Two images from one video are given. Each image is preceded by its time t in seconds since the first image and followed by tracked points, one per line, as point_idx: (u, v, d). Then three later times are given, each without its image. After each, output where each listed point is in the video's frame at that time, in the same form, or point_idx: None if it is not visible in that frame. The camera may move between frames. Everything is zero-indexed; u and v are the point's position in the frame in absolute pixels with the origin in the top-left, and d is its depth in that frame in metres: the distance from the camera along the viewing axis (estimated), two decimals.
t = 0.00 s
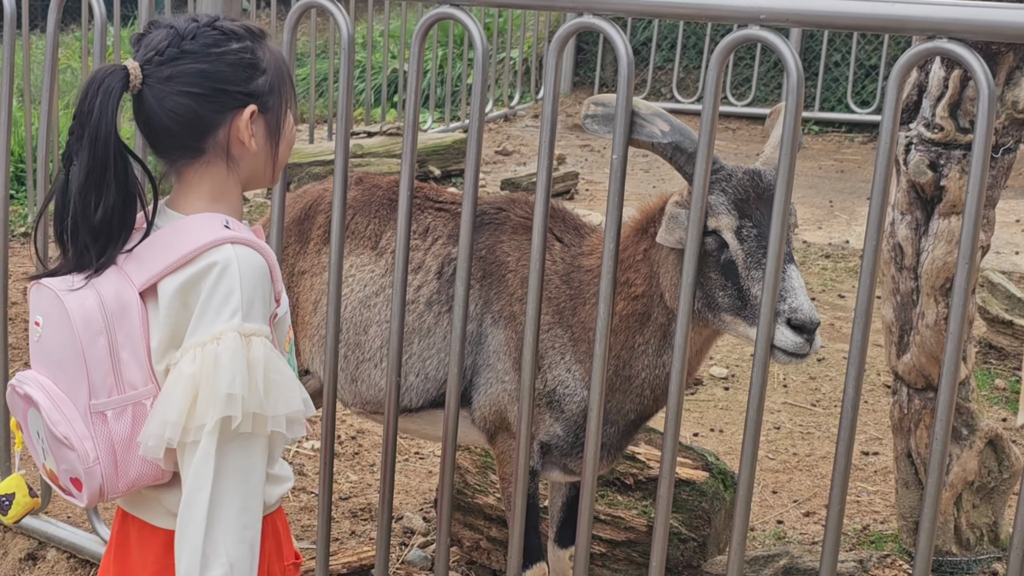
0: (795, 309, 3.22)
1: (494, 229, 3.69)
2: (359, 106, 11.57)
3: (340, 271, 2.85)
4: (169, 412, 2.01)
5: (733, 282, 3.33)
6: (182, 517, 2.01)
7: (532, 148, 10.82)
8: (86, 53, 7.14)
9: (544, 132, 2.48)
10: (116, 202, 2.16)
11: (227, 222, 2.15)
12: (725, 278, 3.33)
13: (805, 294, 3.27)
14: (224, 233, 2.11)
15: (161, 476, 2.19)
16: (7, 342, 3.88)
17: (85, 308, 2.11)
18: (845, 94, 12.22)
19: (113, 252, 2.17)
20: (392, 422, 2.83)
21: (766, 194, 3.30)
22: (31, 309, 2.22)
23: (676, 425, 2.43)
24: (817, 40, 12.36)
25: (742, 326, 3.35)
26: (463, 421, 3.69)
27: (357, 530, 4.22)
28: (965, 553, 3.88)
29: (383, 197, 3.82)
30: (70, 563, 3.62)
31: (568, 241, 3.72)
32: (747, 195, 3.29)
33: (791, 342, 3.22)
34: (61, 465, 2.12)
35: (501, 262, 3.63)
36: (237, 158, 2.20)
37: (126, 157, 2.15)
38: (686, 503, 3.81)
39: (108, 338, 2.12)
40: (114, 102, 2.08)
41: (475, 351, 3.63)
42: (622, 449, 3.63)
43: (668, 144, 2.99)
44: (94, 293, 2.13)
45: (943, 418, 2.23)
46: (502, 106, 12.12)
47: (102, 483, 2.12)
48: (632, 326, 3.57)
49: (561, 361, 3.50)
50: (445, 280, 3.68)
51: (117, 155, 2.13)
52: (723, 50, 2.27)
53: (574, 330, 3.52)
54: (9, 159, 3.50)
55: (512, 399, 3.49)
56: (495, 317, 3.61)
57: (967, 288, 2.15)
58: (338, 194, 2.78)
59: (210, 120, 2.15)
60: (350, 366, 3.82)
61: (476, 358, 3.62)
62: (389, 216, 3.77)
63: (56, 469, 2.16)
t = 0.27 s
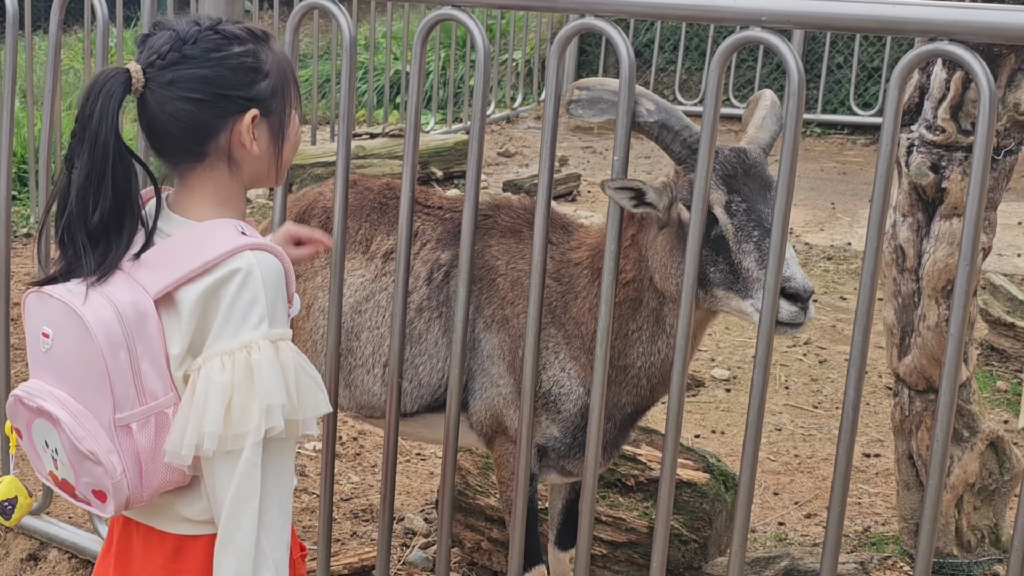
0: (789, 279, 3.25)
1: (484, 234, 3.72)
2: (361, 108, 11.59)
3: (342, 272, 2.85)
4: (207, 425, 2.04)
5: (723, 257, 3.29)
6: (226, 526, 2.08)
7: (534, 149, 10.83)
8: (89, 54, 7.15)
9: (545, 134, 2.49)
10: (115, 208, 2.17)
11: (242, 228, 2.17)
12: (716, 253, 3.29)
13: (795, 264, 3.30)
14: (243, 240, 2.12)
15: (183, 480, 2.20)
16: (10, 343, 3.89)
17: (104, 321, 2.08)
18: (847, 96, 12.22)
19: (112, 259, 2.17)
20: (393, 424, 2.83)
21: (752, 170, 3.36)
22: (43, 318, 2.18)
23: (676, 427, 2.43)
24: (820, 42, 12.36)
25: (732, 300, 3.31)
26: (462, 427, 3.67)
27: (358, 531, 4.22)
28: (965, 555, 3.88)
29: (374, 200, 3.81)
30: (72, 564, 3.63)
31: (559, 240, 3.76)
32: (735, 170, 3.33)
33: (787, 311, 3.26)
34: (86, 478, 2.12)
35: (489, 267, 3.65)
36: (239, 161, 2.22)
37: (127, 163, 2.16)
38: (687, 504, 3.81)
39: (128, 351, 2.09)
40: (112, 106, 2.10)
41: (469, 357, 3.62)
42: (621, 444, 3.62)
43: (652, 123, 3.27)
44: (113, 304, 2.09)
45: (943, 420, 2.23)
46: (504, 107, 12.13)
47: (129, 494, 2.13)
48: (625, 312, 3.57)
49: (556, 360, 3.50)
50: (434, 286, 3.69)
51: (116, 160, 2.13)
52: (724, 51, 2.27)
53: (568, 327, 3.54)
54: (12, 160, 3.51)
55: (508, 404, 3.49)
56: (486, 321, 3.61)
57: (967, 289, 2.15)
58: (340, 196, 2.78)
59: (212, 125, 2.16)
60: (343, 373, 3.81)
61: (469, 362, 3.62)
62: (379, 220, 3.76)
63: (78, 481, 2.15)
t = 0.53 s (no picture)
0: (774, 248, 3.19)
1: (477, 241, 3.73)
2: (364, 110, 11.59)
3: (343, 275, 2.86)
4: (212, 453, 2.08)
5: (711, 235, 3.27)
6: (251, 550, 2.12)
7: (536, 151, 10.83)
8: (91, 56, 7.16)
9: (547, 136, 2.49)
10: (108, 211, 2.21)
11: (240, 247, 2.18)
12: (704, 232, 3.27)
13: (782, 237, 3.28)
14: (240, 261, 2.13)
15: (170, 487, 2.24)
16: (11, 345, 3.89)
17: (92, 334, 2.10)
18: (849, 99, 12.22)
19: (105, 262, 2.20)
20: (394, 427, 2.83)
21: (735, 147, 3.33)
22: (37, 320, 2.20)
23: (678, 429, 2.43)
24: (822, 44, 12.37)
25: (722, 276, 3.29)
26: (467, 432, 3.68)
27: (360, 533, 4.23)
28: (967, 558, 3.88)
29: (369, 206, 3.83)
30: (73, 565, 3.64)
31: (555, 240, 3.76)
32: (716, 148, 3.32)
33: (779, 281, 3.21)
34: (73, 482, 2.16)
35: (485, 269, 3.65)
36: (234, 172, 2.22)
37: (123, 167, 2.20)
38: (688, 507, 3.81)
39: (116, 363, 2.12)
40: (109, 108, 2.14)
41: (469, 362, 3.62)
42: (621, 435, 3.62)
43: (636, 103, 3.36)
44: (103, 315, 2.12)
45: (944, 423, 2.23)
46: (506, 110, 12.14)
47: (112, 500, 2.18)
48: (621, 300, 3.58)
49: (557, 360, 3.50)
50: (431, 288, 3.69)
51: (111, 163, 2.18)
52: (726, 53, 2.27)
53: (565, 323, 3.54)
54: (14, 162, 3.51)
55: (514, 407, 3.50)
56: (485, 324, 3.60)
57: (969, 292, 2.15)
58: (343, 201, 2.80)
59: (206, 134, 2.17)
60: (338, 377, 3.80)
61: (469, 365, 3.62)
62: (374, 226, 3.79)
63: (64, 480, 2.20)
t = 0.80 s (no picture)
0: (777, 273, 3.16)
1: (487, 233, 3.73)
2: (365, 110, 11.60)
3: (344, 275, 2.86)
4: (178, 459, 2.08)
5: (715, 254, 3.25)
6: (191, 558, 2.11)
7: (538, 151, 10.84)
8: (93, 55, 7.16)
9: (549, 136, 2.49)
10: (106, 212, 2.25)
11: (232, 258, 2.18)
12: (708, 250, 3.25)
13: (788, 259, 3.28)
14: (229, 272, 2.14)
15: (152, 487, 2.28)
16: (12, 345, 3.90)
17: (78, 334, 2.14)
18: (851, 99, 12.22)
19: (102, 263, 2.24)
20: (395, 425, 2.83)
21: (744, 166, 3.32)
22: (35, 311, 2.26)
23: (680, 429, 2.43)
24: (823, 44, 12.37)
25: (723, 296, 3.27)
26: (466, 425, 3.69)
27: (361, 533, 4.23)
28: (968, 558, 3.88)
29: (371, 201, 3.82)
30: (74, 565, 3.65)
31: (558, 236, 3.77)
32: (727, 166, 3.29)
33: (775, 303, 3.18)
34: (57, 473, 2.23)
35: (491, 264, 3.66)
36: (232, 174, 2.22)
37: (122, 167, 2.24)
38: (689, 507, 3.81)
39: (100, 364, 2.15)
40: (106, 111, 2.19)
41: (473, 353, 3.62)
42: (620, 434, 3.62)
43: (644, 118, 3.29)
44: (90, 315, 2.15)
45: (946, 424, 2.23)
46: (507, 110, 12.15)
47: (92, 496, 2.23)
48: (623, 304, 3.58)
49: (558, 358, 3.49)
50: (437, 282, 3.68)
51: (109, 165, 2.22)
52: (727, 54, 2.27)
53: (566, 321, 3.55)
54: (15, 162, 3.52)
55: (514, 402, 3.50)
56: (490, 317, 3.61)
57: (971, 294, 2.15)
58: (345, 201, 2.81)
59: (203, 137, 2.18)
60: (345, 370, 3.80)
61: (473, 360, 3.62)
62: (377, 222, 3.78)
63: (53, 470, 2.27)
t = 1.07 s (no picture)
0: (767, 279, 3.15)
1: (488, 230, 3.73)
2: (364, 108, 11.59)
3: (343, 274, 2.85)
4: (169, 458, 2.08)
5: (709, 257, 3.24)
6: (187, 557, 2.12)
7: (537, 150, 10.83)
8: (92, 54, 7.14)
9: (548, 135, 2.48)
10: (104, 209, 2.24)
11: (227, 256, 2.17)
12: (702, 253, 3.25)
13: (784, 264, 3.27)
14: (223, 271, 2.13)
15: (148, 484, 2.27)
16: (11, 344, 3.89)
17: (73, 331, 2.14)
18: (851, 98, 12.21)
19: (99, 258, 2.23)
20: (395, 422, 2.82)
21: (743, 167, 3.28)
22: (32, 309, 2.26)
23: (679, 429, 2.42)
24: (823, 43, 12.36)
25: (716, 298, 3.27)
26: (466, 422, 3.68)
27: (360, 532, 4.22)
28: (968, 558, 3.88)
29: (371, 198, 3.81)
30: (73, 564, 3.64)
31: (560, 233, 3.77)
32: (724, 168, 3.26)
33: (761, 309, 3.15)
34: (53, 470, 2.22)
35: (492, 261, 3.66)
36: (229, 171, 2.21)
37: (121, 165, 2.23)
38: (689, 506, 3.80)
39: (94, 361, 2.15)
40: (105, 105, 2.18)
41: (473, 349, 3.62)
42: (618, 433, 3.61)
43: (643, 119, 3.29)
44: (84, 313, 2.15)
45: (946, 424, 2.22)
46: (507, 108, 12.14)
47: (87, 493, 2.23)
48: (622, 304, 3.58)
49: (558, 355, 3.49)
50: (437, 279, 3.68)
51: (108, 160, 2.21)
52: (727, 53, 2.27)
53: (566, 318, 3.54)
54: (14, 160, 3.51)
55: (514, 399, 3.50)
56: (489, 316, 3.60)
57: (971, 293, 2.14)
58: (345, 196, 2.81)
59: (199, 134, 2.17)
60: (346, 366, 3.80)
61: (474, 357, 3.61)
62: (377, 217, 3.77)
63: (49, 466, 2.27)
